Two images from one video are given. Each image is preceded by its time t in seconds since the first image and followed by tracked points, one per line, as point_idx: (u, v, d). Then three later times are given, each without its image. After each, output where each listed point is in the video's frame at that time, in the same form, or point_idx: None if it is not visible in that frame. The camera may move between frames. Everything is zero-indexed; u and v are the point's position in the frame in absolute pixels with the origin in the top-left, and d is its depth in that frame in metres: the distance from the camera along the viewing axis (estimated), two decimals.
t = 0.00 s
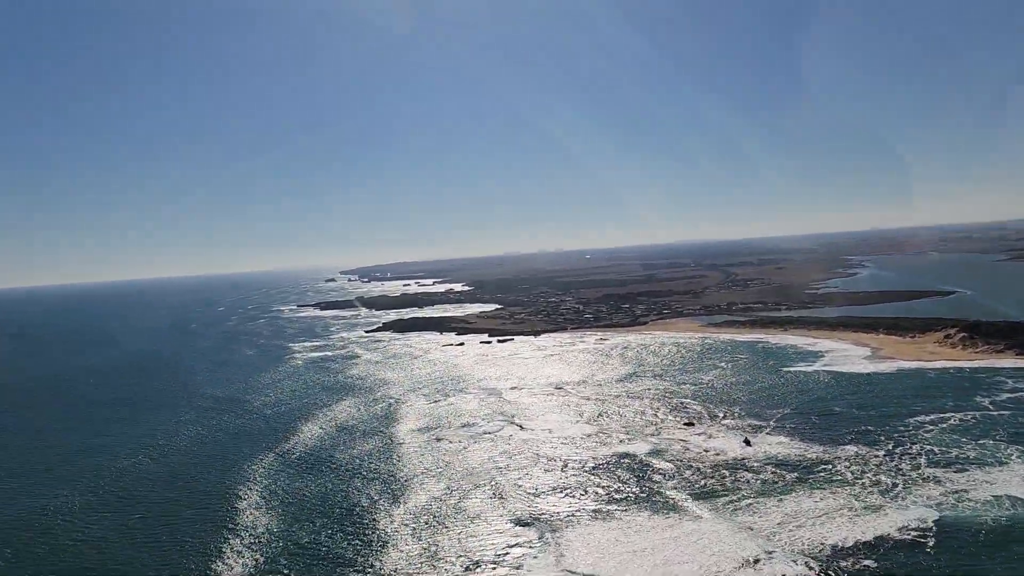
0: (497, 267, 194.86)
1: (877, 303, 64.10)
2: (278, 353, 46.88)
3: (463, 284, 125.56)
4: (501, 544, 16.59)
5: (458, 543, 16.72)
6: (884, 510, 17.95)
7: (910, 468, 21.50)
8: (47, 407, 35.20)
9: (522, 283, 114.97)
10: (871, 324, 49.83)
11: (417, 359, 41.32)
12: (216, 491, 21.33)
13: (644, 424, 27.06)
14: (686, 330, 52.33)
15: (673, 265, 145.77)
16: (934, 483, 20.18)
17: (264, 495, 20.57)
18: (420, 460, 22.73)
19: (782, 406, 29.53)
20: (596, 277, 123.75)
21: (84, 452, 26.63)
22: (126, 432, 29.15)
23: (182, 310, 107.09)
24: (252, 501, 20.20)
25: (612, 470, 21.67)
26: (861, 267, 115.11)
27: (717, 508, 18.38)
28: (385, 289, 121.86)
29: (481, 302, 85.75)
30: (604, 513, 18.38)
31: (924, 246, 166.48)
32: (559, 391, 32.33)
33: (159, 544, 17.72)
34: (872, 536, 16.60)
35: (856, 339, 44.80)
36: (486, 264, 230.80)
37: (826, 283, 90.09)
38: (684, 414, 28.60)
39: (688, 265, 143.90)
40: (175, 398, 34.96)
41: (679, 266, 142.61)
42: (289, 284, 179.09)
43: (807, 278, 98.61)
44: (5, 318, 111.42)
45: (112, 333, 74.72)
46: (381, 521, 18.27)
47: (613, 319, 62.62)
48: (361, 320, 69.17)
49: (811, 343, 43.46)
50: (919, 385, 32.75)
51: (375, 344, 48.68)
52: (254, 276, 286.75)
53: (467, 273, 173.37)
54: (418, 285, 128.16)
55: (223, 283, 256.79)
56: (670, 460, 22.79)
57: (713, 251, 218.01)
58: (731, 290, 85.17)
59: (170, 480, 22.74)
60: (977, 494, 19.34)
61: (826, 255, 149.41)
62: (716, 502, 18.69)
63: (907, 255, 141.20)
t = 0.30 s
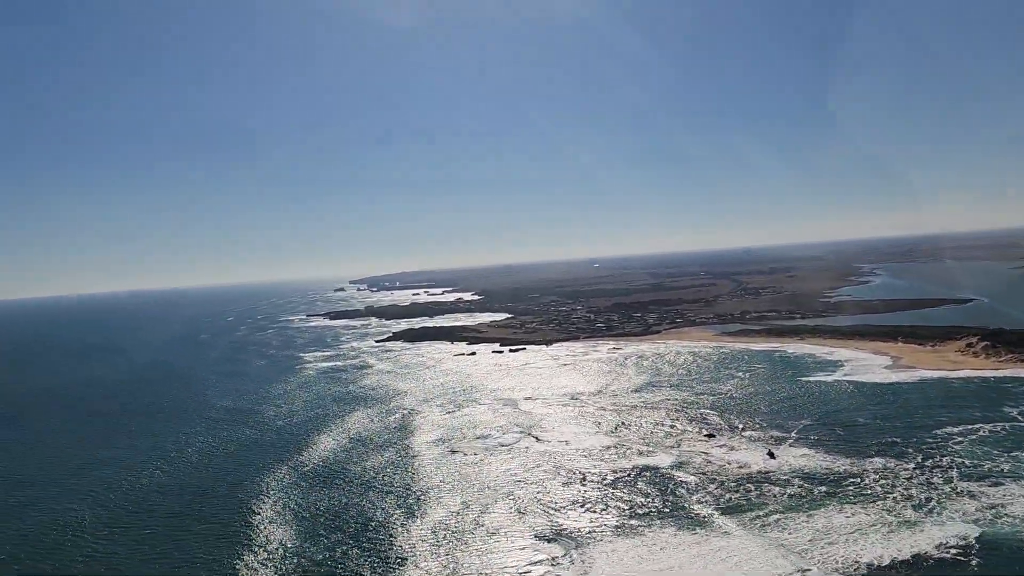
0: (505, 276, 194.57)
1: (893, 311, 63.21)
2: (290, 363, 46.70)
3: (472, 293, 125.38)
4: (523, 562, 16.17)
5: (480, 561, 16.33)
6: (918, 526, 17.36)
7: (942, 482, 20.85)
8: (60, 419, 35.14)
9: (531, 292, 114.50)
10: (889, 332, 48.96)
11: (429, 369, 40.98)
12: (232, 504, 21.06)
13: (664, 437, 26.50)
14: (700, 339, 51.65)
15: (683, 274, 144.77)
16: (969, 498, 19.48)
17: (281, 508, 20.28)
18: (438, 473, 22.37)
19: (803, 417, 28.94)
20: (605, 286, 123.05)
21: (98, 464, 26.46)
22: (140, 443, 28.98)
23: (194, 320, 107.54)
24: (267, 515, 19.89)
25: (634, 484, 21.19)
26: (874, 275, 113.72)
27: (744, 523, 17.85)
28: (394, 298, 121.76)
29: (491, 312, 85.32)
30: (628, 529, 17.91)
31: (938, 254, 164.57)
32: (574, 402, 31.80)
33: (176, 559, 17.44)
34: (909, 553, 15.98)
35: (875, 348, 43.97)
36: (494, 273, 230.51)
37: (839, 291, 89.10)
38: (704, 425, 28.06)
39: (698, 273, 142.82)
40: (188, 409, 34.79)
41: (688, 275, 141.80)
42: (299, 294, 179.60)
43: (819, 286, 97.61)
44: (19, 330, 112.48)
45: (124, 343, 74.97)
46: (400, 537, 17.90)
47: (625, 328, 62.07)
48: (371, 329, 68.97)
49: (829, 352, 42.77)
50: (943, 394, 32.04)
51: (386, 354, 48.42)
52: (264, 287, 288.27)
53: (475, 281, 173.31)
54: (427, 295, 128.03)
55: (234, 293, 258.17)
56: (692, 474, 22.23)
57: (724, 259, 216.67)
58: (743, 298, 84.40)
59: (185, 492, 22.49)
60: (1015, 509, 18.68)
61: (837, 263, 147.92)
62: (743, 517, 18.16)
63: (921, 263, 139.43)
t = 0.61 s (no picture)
0: (513, 282, 194.24)
1: (908, 316, 62.32)
2: (300, 371, 46.42)
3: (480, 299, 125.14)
4: None
5: None
6: (953, 540, 16.75)
7: (974, 493, 20.19)
8: (71, 428, 34.99)
9: (539, 299, 114.07)
10: (907, 338, 48.11)
11: (441, 377, 40.59)
12: (246, 516, 20.70)
13: (683, 447, 25.90)
14: (713, 346, 51.00)
15: (692, 280, 143.77)
16: (1004, 510, 18.81)
17: (296, 521, 19.90)
18: (454, 485, 21.94)
19: (824, 425, 28.31)
20: (613, 292, 122.33)
21: (108, 475, 26.18)
22: (150, 453, 28.72)
23: (202, 327, 107.78)
24: (281, 528, 19.51)
25: (655, 495, 20.66)
26: (885, 281, 112.46)
27: (772, 537, 17.30)
28: (403, 305, 121.58)
29: (499, 319, 84.83)
30: (652, 544, 17.39)
31: (948, 259, 162.20)
32: (589, 411, 31.29)
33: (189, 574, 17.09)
34: (947, 570, 15.36)
35: (892, 355, 43.18)
36: (502, 279, 230.07)
37: (851, 296, 88.16)
38: (723, 434, 27.49)
39: (707, 279, 141.86)
40: (198, 418, 34.54)
41: (697, 280, 140.94)
42: (307, 301, 179.84)
43: (831, 291, 96.65)
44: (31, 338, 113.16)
45: (134, 351, 75.14)
46: (416, 552, 17.47)
47: (636, 334, 61.51)
48: (381, 337, 68.69)
49: (846, 359, 42.05)
50: (967, 401, 31.32)
51: (397, 361, 48.10)
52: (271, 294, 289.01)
53: (482, 288, 173.04)
54: (435, 301, 127.91)
55: (242, 300, 259.07)
56: (714, 486, 21.68)
57: (731, 264, 215.24)
58: (755, 303, 83.60)
59: (198, 504, 22.15)
60: None
61: (848, 269, 146.61)
62: (770, 531, 17.62)
63: (933, 268, 137.72)
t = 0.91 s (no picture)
0: (519, 287, 193.74)
1: (921, 321, 61.60)
2: (308, 377, 46.16)
3: (486, 304, 124.81)
4: None
5: None
6: (988, 553, 16.18)
7: (1006, 502, 19.55)
8: (80, 435, 34.79)
9: (545, 304, 113.59)
10: (921, 343, 47.42)
11: (450, 383, 40.24)
12: (259, 525, 20.32)
13: (700, 455, 25.40)
14: (724, 351, 50.47)
15: (699, 284, 142.98)
16: None
17: (309, 531, 19.48)
18: (469, 495, 21.51)
19: (843, 432, 27.81)
20: (620, 297, 121.78)
21: (119, 482, 25.92)
22: (161, 460, 28.44)
23: (209, 333, 107.75)
24: (294, 539, 19.15)
25: (674, 506, 20.16)
26: (895, 286, 111.15)
27: (798, 549, 16.79)
28: (409, 310, 121.32)
29: (507, 324, 84.47)
30: (674, 557, 16.91)
31: (958, 263, 160.67)
32: (602, 419, 30.86)
33: None
34: None
35: (907, 360, 42.52)
36: (508, 285, 229.75)
37: (861, 300, 87.35)
38: (739, 441, 27.01)
39: (714, 284, 141.09)
40: (208, 424, 34.27)
41: (704, 285, 140.22)
42: (313, 307, 179.73)
43: (841, 296, 95.89)
44: (39, 344, 113.36)
45: (142, 356, 75.15)
46: (434, 564, 17.05)
47: (646, 340, 61.05)
48: (388, 342, 68.42)
49: (860, 364, 41.49)
50: (987, 405, 30.74)
51: (405, 367, 47.81)
52: (277, 300, 289.34)
53: (488, 293, 172.80)
54: (441, 307, 127.66)
55: (248, 306, 259.47)
56: (735, 496, 21.19)
57: (738, 269, 214.08)
58: (764, 308, 83.00)
59: (210, 513, 21.78)
60: None
61: (856, 273, 145.38)
62: (796, 543, 17.09)
63: (942, 272, 136.41)
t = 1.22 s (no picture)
0: (524, 291, 193.11)
1: (933, 324, 60.90)
2: (315, 381, 45.84)
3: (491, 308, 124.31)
4: None
5: None
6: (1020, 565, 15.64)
7: None
8: (87, 440, 34.55)
9: (551, 307, 113.07)
10: (935, 346, 46.65)
11: (458, 387, 39.85)
12: (269, 535, 20.01)
13: (715, 463, 24.91)
14: (735, 355, 49.85)
15: (706, 288, 142.15)
16: None
17: (322, 544, 19.15)
18: (482, 508, 21.10)
19: (860, 438, 27.31)
20: (626, 300, 121.09)
21: (127, 488, 25.64)
22: (168, 465, 28.13)
23: (214, 336, 107.65)
24: (306, 551, 18.83)
25: (693, 516, 19.71)
26: (904, 289, 110.34)
27: (822, 562, 16.31)
28: (414, 314, 121.00)
29: (513, 327, 84.07)
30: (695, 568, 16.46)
31: (966, 266, 159.21)
32: (613, 424, 30.41)
33: None
34: None
35: (922, 364, 41.79)
36: (513, 288, 229.39)
37: (870, 304, 86.58)
38: (755, 448, 26.51)
39: (720, 287, 140.36)
40: (215, 428, 33.96)
41: (710, 288, 139.52)
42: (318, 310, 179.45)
43: (849, 299, 95.11)
44: (46, 348, 113.45)
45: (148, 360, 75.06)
46: None
47: (654, 343, 60.54)
48: (394, 345, 68.10)
49: (873, 368, 40.93)
50: (1007, 410, 30.13)
51: (412, 370, 47.45)
52: (282, 303, 289.34)
53: (493, 296, 172.49)
54: (446, 310, 127.18)
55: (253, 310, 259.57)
56: (754, 504, 20.71)
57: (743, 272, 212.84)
58: (772, 312, 82.38)
59: (219, 521, 21.48)
60: None
61: (863, 276, 144.29)
62: (820, 555, 16.62)
63: (951, 275, 135.20)
